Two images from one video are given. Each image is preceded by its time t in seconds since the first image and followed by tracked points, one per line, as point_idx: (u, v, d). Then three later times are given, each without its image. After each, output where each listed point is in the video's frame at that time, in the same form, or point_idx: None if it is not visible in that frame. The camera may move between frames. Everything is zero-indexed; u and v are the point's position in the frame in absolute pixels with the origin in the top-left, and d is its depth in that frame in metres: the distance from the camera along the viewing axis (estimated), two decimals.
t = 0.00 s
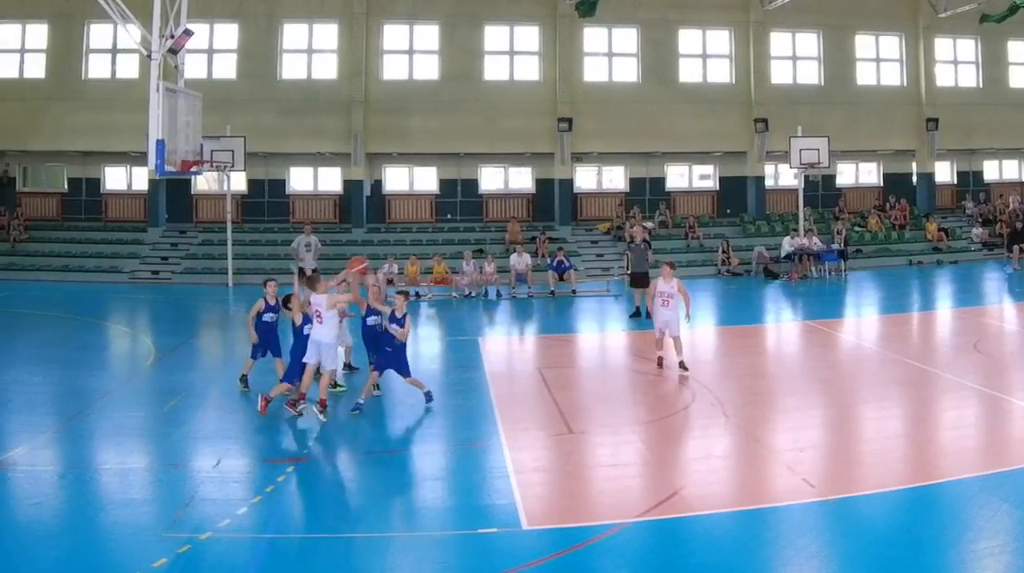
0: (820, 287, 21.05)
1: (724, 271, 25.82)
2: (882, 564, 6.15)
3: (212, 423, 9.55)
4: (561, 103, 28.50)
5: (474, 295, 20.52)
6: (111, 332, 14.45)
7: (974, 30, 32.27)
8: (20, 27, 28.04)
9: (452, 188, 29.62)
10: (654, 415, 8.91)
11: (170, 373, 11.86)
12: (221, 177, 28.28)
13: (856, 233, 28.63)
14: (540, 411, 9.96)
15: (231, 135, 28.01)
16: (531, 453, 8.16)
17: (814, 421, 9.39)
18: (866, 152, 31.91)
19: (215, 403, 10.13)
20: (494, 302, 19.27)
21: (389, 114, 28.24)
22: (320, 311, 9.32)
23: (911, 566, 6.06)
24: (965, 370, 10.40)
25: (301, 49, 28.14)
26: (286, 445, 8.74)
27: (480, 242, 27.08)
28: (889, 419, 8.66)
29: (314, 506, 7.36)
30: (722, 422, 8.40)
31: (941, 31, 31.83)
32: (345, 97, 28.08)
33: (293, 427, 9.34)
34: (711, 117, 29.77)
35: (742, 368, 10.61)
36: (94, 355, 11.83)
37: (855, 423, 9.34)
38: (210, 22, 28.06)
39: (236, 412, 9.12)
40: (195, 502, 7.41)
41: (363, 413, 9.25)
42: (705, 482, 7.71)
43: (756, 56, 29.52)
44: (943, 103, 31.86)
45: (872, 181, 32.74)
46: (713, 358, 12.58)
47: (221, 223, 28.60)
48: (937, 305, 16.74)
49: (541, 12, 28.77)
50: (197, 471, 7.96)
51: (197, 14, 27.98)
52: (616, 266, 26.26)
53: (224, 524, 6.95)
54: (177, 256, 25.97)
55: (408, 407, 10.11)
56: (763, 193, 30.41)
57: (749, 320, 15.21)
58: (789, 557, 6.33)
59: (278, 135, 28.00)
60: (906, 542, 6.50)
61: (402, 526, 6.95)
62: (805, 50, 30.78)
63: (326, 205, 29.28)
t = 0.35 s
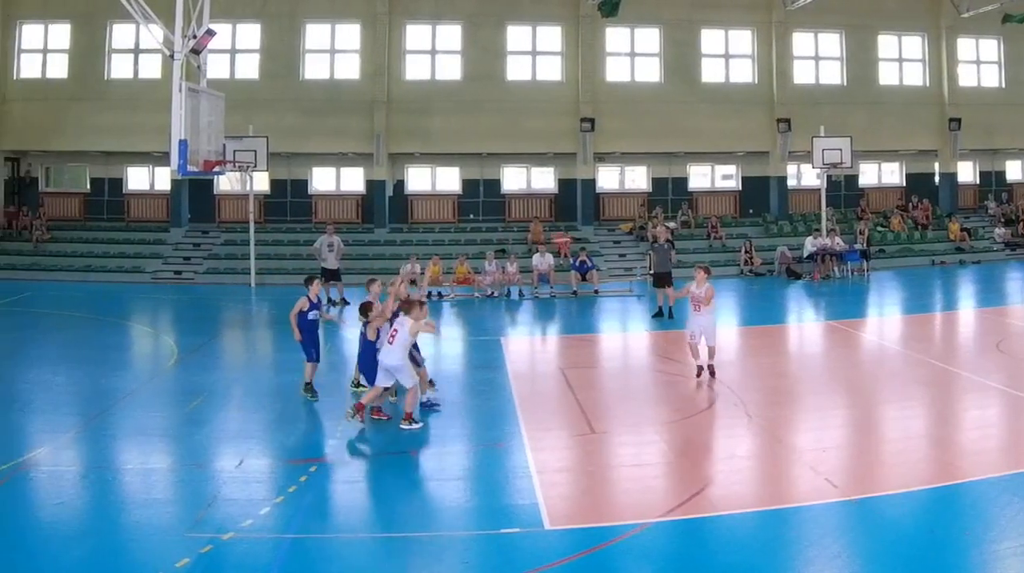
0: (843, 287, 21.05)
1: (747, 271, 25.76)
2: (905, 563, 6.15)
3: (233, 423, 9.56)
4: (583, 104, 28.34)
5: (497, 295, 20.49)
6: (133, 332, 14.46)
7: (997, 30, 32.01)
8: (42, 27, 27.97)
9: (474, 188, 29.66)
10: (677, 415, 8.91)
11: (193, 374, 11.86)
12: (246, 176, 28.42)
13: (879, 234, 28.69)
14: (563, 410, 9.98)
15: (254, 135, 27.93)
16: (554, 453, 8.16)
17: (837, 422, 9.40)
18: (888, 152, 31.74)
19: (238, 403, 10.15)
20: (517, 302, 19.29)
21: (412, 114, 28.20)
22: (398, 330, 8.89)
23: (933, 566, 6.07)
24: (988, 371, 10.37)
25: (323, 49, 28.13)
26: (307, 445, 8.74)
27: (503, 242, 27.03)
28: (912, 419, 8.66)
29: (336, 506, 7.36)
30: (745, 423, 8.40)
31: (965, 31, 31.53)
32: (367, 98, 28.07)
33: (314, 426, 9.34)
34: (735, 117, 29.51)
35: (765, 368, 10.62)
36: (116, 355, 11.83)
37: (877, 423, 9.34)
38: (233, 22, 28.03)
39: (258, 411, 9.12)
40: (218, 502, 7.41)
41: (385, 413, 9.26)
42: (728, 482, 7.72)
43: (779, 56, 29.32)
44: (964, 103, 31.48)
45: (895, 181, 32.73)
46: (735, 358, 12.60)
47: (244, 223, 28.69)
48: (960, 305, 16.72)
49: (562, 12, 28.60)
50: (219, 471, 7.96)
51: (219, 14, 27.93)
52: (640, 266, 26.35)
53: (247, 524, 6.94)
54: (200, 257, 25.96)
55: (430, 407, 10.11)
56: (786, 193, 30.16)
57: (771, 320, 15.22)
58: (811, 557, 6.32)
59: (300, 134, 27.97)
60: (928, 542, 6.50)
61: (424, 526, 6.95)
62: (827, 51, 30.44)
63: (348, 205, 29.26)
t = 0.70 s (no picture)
0: (866, 287, 21.04)
1: (770, 271, 25.68)
2: (926, 563, 6.15)
3: (255, 424, 9.57)
4: (605, 103, 28.22)
5: (519, 294, 20.46)
6: (155, 332, 14.46)
7: (1020, 30, 31.93)
8: (65, 27, 28.03)
9: (497, 188, 29.57)
10: (700, 415, 8.92)
11: (215, 374, 11.85)
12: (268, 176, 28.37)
13: (901, 234, 28.61)
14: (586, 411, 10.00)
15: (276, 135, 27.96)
16: (576, 452, 8.16)
17: (859, 422, 9.40)
18: (911, 152, 31.59)
19: (260, 403, 10.16)
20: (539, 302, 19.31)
21: (434, 114, 28.14)
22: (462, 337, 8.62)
23: (955, 566, 6.06)
24: (1011, 372, 10.34)
25: (346, 50, 28.10)
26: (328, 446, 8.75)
27: (526, 242, 26.98)
28: (934, 419, 8.66)
29: (359, 506, 7.35)
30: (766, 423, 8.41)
31: (988, 31, 31.41)
32: (390, 98, 27.98)
33: (336, 428, 9.34)
34: (758, 116, 29.29)
35: (788, 368, 10.64)
36: (138, 355, 11.81)
37: (900, 423, 9.35)
38: (255, 22, 28.07)
39: (281, 412, 9.11)
40: (241, 502, 7.42)
41: (407, 413, 9.28)
42: (750, 482, 7.72)
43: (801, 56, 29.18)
44: (987, 103, 31.34)
45: (917, 181, 32.59)
46: (757, 358, 12.61)
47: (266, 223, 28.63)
48: (982, 305, 16.72)
49: (585, 11, 28.52)
50: (243, 470, 7.97)
51: (242, 14, 27.97)
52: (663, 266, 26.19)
53: (270, 524, 6.95)
54: (222, 257, 25.96)
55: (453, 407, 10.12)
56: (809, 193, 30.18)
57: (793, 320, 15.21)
58: (834, 557, 6.32)
59: (320, 135, 27.89)
60: (949, 541, 6.50)
61: (446, 525, 6.95)
62: (850, 50, 30.26)
63: (371, 206, 29.16)
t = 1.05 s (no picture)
0: (886, 287, 21.06)
1: (790, 271, 25.50)
2: (947, 562, 6.14)
3: (274, 424, 9.59)
4: (626, 104, 28.19)
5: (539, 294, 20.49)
6: (177, 332, 14.47)
7: None
8: (86, 27, 28.01)
9: (518, 189, 29.42)
10: (720, 415, 8.94)
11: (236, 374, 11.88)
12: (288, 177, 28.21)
13: (921, 234, 28.54)
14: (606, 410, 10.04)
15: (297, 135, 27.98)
16: (597, 452, 8.18)
17: (880, 422, 9.40)
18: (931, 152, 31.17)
19: (281, 404, 10.18)
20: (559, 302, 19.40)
21: (456, 115, 28.16)
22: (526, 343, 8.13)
23: (977, 567, 6.05)
24: None
25: (367, 50, 28.08)
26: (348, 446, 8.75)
27: (547, 242, 26.91)
28: (954, 419, 8.66)
29: (380, 507, 7.35)
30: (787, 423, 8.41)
31: (1009, 31, 30.93)
32: (412, 97, 27.93)
33: (355, 427, 9.35)
34: (778, 117, 29.19)
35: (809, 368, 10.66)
36: (159, 355, 11.82)
37: (920, 423, 9.35)
38: (277, 22, 28.07)
39: (302, 412, 9.13)
40: (262, 502, 7.41)
41: (427, 414, 9.30)
42: (770, 482, 7.72)
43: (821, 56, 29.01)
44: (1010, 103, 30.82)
45: (938, 181, 32.13)
46: (776, 358, 12.64)
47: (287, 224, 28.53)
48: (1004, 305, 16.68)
49: (606, 12, 28.42)
50: (264, 470, 7.98)
51: (264, 14, 27.95)
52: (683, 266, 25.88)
53: (290, 524, 6.94)
54: (243, 256, 25.93)
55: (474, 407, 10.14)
56: (829, 193, 29.89)
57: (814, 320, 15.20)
58: (854, 557, 6.31)
59: (341, 134, 27.92)
60: (970, 541, 6.48)
61: (466, 526, 6.94)
62: (870, 50, 30.07)
63: (391, 205, 29.07)
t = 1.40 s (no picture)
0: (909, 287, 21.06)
1: (813, 271, 25.51)
2: (971, 563, 6.12)
3: (296, 424, 9.62)
4: (649, 104, 27.79)
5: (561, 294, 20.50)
6: (200, 332, 14.49)
7: None
8: (108, 27, 27.91)
9: (541, 188, 29.16)
10: (742, 414, 8.98)
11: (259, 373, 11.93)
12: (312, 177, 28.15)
13: (943, 233, 28.24)
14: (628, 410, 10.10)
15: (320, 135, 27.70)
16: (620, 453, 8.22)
17: (902, 422, 9.42)
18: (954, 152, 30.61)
19: (304, 404, 10.22)
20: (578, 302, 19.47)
21: (477, 114, 27.76)
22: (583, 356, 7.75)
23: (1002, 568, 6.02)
24: None
25: (389, 50, 27.78)
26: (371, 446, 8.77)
27: (569, 242, 26.72)
28: (976, 419, 8.66)
29: (403, 506, 7.35)
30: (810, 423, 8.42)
31: None
32: (434, 96, 27.61)
33: (377, 428, 9.37)
34: (799, 117, 28.65)
35: (830, 368, 10.68)
36: (183, 355, 11.88)
37: (942, 423, 9.36)
38: (299, 22, 27.79)
39: (325, 413, 9.16)
40: (284, 502, 7.41)
41: (450, 415, 9.33)
42: (793, 482, 7.72)
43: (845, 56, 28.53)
44: None
45: (960, 182, 31.62)
46: (797, 358, 12.66)
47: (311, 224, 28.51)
48: None
49: (630, 12, 28.04)
50: (286, 470, 7.99)
51: (286, 14, 27.68)
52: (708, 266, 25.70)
53: (313, 525, 6.92)
54: (266, 256, 25.94)
55: (497, 407, 10.17)
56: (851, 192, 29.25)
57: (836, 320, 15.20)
58: (877, 557, 6.29)
59: (365, 134, 27.61)
60: (993, 542, 6.46)
61: (489, 525, 6.93)
62: (893, 50, 29.57)
63: (414, 205, 29.00)
